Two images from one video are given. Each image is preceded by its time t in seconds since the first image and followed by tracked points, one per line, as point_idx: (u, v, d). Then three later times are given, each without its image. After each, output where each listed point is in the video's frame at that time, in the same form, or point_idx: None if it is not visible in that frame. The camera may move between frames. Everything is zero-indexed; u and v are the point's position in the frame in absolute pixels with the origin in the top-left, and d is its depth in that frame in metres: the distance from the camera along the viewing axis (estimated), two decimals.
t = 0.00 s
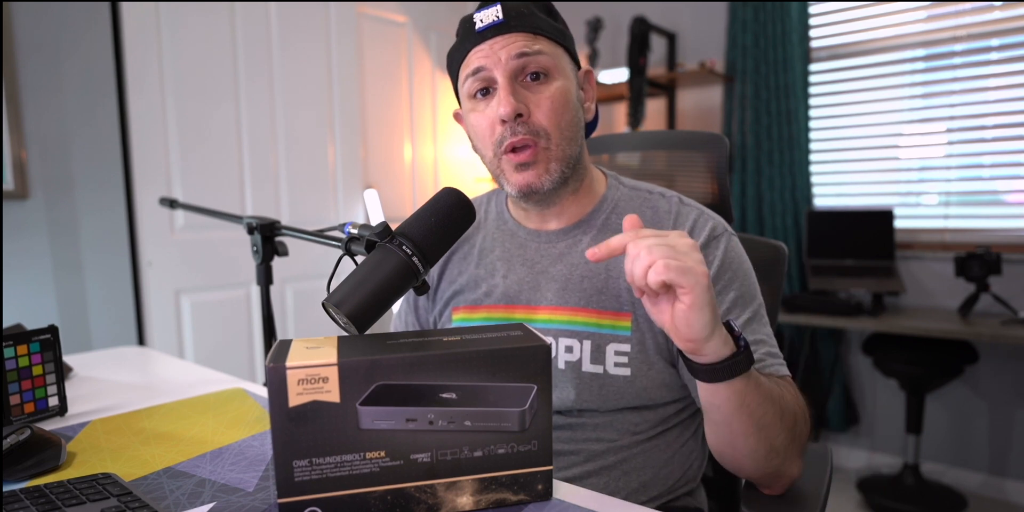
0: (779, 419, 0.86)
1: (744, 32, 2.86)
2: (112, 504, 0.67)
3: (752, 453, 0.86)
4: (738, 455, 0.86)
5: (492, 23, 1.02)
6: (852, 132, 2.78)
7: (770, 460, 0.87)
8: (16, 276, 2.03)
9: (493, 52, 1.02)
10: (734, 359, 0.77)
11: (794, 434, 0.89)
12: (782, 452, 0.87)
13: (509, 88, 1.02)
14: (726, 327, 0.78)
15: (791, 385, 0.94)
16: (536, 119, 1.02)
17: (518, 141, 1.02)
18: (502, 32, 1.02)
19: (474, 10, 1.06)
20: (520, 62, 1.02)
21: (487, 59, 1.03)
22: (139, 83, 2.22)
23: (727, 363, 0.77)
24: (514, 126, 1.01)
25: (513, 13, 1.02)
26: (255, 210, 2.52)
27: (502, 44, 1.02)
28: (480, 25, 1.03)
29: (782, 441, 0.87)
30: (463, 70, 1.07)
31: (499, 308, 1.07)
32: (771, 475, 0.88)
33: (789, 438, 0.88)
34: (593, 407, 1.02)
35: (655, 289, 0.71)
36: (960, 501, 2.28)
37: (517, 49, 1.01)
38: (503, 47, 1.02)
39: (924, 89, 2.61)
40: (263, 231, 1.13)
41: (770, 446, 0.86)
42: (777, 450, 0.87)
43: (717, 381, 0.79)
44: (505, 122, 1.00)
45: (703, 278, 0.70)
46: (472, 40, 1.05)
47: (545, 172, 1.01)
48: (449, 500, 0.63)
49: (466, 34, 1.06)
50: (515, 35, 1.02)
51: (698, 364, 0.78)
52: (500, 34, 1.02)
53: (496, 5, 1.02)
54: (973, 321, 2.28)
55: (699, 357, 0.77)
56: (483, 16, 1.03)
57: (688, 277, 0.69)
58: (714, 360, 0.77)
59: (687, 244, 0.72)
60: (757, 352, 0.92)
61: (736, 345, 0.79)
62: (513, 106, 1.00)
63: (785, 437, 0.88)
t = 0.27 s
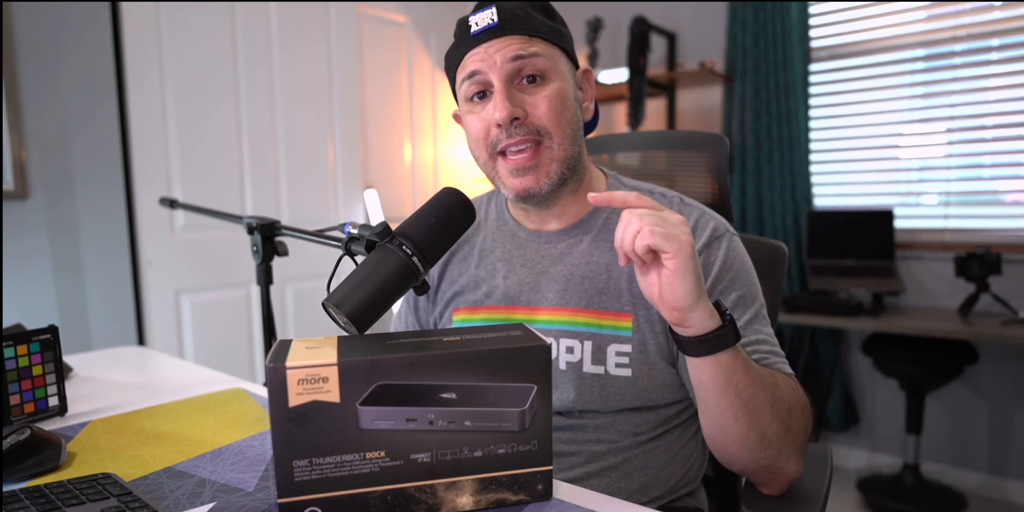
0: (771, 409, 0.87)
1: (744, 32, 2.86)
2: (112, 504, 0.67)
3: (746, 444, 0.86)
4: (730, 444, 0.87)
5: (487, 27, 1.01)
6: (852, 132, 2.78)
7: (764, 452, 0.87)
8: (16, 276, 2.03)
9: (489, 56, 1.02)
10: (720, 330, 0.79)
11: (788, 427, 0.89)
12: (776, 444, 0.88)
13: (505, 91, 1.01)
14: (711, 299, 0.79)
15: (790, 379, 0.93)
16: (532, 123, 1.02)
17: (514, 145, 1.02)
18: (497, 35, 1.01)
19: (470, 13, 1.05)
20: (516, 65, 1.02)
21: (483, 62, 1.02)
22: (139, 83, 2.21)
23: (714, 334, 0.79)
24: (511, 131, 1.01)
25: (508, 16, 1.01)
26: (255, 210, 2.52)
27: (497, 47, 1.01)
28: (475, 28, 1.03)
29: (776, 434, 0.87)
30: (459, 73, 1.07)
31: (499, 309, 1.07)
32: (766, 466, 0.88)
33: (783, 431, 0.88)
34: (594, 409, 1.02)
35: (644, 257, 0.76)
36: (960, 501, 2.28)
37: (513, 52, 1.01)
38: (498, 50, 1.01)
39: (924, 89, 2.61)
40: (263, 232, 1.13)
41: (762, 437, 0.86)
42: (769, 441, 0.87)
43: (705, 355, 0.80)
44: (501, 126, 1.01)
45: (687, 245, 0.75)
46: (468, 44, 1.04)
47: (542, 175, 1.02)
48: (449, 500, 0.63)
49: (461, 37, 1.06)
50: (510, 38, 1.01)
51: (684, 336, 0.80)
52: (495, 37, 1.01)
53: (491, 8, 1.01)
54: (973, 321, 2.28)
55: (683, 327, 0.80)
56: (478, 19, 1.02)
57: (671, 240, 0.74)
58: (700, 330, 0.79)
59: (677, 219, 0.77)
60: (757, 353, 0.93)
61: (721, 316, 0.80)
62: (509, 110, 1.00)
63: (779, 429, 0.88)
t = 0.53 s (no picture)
0: (761, 421, 0.86)
1: (744, 32, 2.86)
2: (112, 504, 0.67)
3: (739, 458, 0.87)
4: (723, 458, 0.88)
5: (485, 31, 1.01)
6: (852, 132, 2.78)
7: (758, 463, 0.87)
8: (16, 276, 2.03)
9: (487, 60, 1.01)
10: (703, 357, 0.79)
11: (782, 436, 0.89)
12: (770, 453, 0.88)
13: (504, 96, 1.01)
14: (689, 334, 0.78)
15: (781, 384, 0.93)
16: (532, 128, 1.02)
17: (514, 151, 1.02)
18: (496, 39, 1.01)
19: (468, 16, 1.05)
20: (515, 69, 1.01)
21: (481, 67, 1.02)
22: (139, 83, 2.21)
23: (697, 362, 0.78)
24: (510, 136, 1.01)
25: (507, 19, 1.00)
26: (255, 210, 2.52)
27: (496, 51, 1.01)
28: (473, 32, 1.02)
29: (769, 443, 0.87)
30: (458, 77, 1.07)
31: (500, 310, 1.07)
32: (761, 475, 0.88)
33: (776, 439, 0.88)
34: (594, 409, 1.02)
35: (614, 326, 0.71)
36: (960, 501, 2.28)
37: (512, 57, 1.01)
38: (497, 55, 1.01)
39: (924, 89, 2.61)
40: (263, 231, 1.13)
41: (754, 449, 0.86)
42: (762, 452, 0.87)
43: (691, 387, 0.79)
44: (500, 132, 1.01)
45: (651, 296, 0.70)
46: (466, 48, 1.04)
47: (541, 180, 1.02)
48: (449, 500, 0.63)
49: (459, 41, 1.05)
50: (509, 42, 1.01)
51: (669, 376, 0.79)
52: (494, 41, 1.01)
53: (489, 12, 1.01)
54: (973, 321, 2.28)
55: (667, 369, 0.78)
56: (476, 23, 1.02)
57: (637, 301, 0.69)
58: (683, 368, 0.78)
59: (623, 273, 0.72)
60: (754, 354, 0.93)
61: (697, 343, 0.79)
62: (508, 116, 1.00)
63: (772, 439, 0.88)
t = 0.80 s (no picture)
0: (767, 413, 0.86)
1: (744, 32, 2.86)
2: (112, 504, 0.67)
3: (744, 450, 0.86)
4: (727, 449, 0.87)
5: (485, 26, 1.01)
6: (852, 132, 2.78)
7: (762, 457, 0.87)
8: (15, 276, 2.03)
9: (487, 56, 1.02)
10: (715, 343, 0.78)
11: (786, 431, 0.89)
12: (774, 448, 0.87)
13: (503, 92, 1.01)
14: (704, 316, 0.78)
15: (785, 380, 0.93)
16: (530, 125, 1.02)
17: (512, 147, 1.02)
18: (496, 35, 1.01)
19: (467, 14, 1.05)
20: (514, 66, 1.01)
21: (481, 63, 1.02)
22: (139, 83, 2.21)
23: (709, 347, 0.78)
24: (508, 132, 1.01)
25: (507, 16, 1.01)
26: (255, 210, 2.52)
27: (496, 48, 1.01)
28: (473, 28, 1.03)
29: (773, 438, 0.87)
30: (457, 73, 1.07)
31: (499, 311, 1.07)
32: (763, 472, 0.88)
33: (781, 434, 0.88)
34: (593, 410, 1.02)
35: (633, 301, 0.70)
36: (960, 501, 2.28)
37: (511, 53, 1.01)
38: (496, 51, 1.01)
39: (924, 89, 2.61)
40: (263, 232, 1.13)
41: (759, 442, 0.86)
42: (766, 445, 0.87)
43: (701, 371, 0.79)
44: (499, 128, 1.01)
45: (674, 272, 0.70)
46: (465, 43, 1.04)
47: (539, 177, 1.02)
48: (449, 500, 0.63)
49: (459, 38, 1.05)
50: (509, 39, 1.01)
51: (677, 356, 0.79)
52: (494, 37, 1.01)
53: (490, 9, 1.01)
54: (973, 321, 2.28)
55: (680, 349, 0.78)
56: (476, 18, 1.02)
57: (660, 278, 0.69)
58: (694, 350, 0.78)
59: (643, 247, 0.71)
60: (754, 355, 0.92)
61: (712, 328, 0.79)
62: (507, 112, 1.00)
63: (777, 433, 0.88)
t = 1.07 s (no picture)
0: (773, 413, 0.85)
1: (744, 32, 2.86)
2: (112, 503, 0.67)
3: (748, 450, 0.85)
4: (731, 448, 0.86)
5: (490, 32, 1.01)
6: (852, 132, 2.78)
7: (766, 458, 0.86)
8: (15, 276, 2.03)
9: (492, 62, 1.01)
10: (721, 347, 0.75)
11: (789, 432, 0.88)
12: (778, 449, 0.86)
13: (509, 99, 1.01)
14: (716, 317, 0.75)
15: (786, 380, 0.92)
16: (536, 132, 1.02)
17: (519, 154, 1.02)
18: (501, 40, 1.01)
19: (469, 17, 1.04)
20: (520, 72, 1.01)
21: (486, 69, 1.02)
22: (139, 83, 2.22)
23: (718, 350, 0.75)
24: (515, 140, 1.01)
25: (512, 20, 1.00)
26: (255, 210, 2.52)
27: (501, 54, 1.01)
28: (477, 33, 1.01)
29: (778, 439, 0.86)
30: (460, 78, 1.06)
31: (499, 310, 1.07)
32: (767, 473, 0.87)
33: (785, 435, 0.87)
34: (593, 409, 1.02)
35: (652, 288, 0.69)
36: (960, 501, 2.28)
37: (517, 60, 1.00)
38: (502, 57, 1.01)
39: (924, 89, 2.61)
40: (263, 232, 1.13)
41: (764, 442, 0.85)
42: (771, 446, 0.85)
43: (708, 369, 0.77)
44: (506, 135, 1.01)
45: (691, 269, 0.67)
46: (469, 49, 1.03)
47: (545, 184, 1.02)
48: (449, 500, 0.63)
49: (462, 42, 1.04)
50: (514, 45, 1.01)
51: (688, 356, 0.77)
52: (498, 42, 1.01)
53: (494, 13, 1.00)
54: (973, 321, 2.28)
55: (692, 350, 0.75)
56: (480, 23, 1.01)
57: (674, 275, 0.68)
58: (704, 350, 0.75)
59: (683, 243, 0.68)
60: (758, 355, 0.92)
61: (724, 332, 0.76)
62: (514, 120, 1.00)
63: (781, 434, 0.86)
